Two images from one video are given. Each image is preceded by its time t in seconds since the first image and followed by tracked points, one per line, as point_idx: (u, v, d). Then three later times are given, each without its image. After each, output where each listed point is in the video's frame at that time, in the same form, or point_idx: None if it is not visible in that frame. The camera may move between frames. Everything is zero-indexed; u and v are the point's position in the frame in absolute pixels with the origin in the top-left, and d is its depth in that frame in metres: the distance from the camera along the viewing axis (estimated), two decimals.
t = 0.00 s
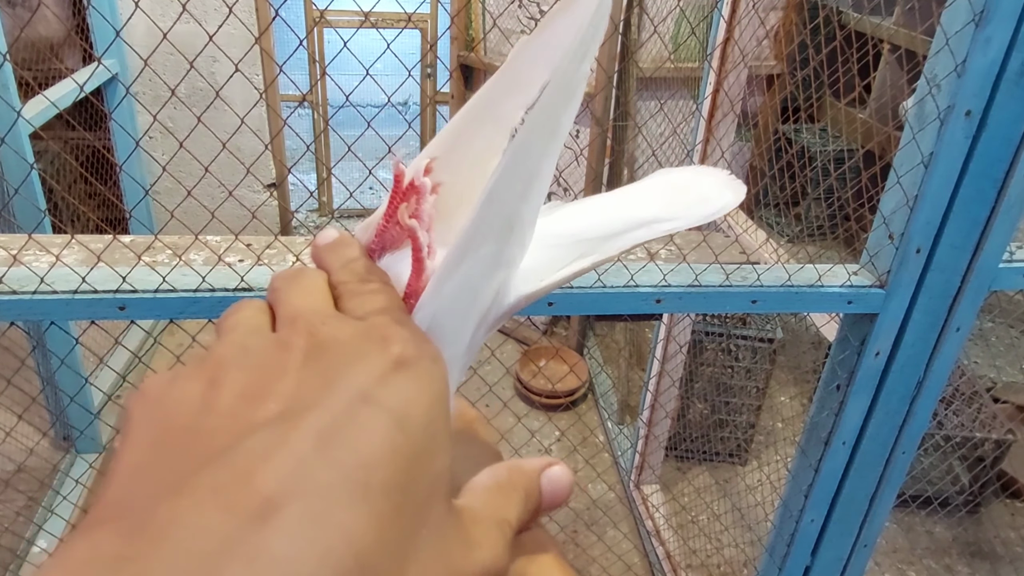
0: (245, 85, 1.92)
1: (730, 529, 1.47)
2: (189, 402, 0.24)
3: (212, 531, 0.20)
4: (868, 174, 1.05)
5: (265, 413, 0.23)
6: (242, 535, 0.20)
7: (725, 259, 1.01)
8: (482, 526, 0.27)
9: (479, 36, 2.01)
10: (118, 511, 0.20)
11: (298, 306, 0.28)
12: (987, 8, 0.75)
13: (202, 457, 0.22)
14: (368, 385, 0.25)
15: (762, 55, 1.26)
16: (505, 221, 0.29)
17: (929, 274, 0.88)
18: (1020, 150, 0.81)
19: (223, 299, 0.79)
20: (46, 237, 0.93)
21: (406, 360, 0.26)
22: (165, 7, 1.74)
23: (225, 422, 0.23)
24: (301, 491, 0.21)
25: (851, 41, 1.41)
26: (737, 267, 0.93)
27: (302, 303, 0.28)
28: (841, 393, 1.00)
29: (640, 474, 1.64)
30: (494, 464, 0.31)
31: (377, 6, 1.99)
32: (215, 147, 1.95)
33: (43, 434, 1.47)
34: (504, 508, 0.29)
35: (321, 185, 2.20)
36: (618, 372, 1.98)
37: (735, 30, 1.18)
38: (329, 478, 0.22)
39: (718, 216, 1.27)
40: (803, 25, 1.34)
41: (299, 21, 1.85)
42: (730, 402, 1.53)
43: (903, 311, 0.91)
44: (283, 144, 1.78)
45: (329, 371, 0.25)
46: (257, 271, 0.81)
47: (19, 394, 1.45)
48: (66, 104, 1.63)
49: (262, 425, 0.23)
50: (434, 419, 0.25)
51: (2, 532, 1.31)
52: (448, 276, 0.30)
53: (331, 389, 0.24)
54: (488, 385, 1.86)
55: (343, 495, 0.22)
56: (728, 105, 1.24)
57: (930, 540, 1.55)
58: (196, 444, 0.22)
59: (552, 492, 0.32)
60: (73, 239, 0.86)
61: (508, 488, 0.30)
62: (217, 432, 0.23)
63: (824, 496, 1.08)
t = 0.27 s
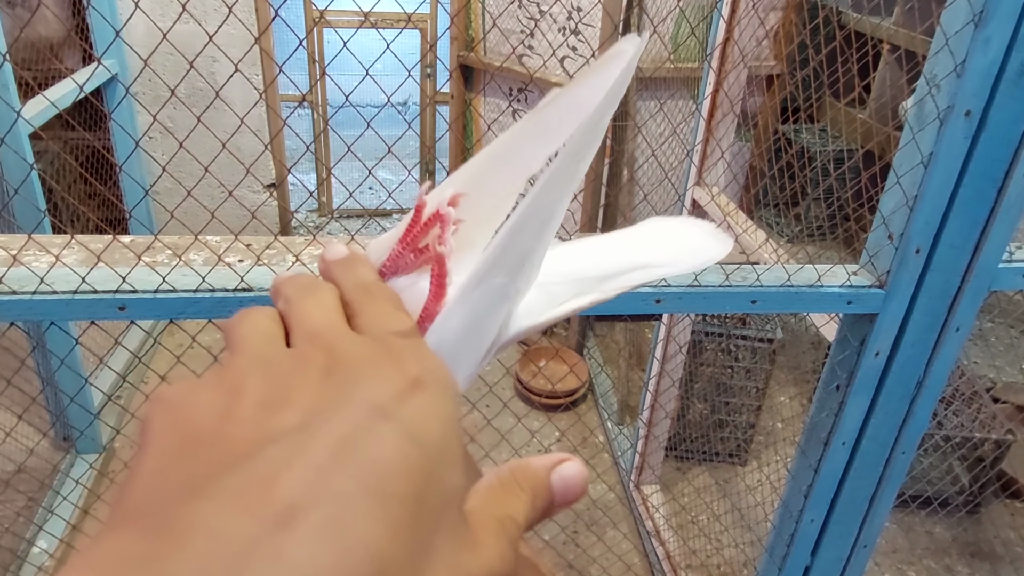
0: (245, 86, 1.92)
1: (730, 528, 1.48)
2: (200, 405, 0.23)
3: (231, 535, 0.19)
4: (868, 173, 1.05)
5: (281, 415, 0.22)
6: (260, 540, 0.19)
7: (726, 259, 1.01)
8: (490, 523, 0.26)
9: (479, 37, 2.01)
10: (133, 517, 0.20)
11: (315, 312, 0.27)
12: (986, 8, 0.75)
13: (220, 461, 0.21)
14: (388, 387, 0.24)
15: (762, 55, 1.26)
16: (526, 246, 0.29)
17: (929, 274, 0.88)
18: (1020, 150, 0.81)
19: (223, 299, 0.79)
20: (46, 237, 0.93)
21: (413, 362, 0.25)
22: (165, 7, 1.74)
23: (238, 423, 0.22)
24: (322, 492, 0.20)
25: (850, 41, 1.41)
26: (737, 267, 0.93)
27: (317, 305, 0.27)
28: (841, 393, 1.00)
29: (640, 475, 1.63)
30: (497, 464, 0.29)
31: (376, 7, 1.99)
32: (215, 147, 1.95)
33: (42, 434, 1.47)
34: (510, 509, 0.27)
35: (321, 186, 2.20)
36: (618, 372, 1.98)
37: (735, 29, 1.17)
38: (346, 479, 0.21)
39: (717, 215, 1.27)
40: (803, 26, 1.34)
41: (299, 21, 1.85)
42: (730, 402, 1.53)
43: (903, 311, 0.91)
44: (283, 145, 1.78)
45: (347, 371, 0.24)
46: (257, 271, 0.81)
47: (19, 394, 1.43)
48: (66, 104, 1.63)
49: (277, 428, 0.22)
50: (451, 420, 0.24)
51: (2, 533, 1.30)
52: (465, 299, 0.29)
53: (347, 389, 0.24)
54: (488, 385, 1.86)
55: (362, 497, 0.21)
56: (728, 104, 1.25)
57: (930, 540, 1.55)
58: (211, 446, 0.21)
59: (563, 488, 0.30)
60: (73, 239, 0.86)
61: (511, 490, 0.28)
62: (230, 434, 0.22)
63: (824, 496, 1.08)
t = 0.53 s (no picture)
0: (245, 85, 1.92)
1: (730, 528, 1.49)
2: (186, 404, 0.24)
3: (214, 523, 0.20)
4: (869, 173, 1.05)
5: (262, 414, 0.23)
6: (245, 527, 0.20)
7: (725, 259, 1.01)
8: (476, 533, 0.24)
9: (479, 37, 2.01)
10: (120, 506, 0.21)
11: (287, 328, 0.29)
12: (986, 8, 0.75)
13: (200, 455, 0.22)
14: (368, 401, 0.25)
15: (762, 55, 1.26)
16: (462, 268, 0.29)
17: (929, 274, 0.88)
18: (1020, 150, 0.81)
19: (223, 300, 0.79)
20: (46, 238, 0.93)
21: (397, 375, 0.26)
22: (165, 7, 1.74)
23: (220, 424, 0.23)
24: (303, 487, 0.21)
25: (850, 41, 1.42)
26: (737, 267, 0.93)
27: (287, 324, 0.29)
28: (841, 393, 1.00)
29: (640, 475, 1.63)
30: (479, 476, 0.27)
31: (377, 6, 1.99)
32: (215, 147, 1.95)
33: (42, 434, 1.47)
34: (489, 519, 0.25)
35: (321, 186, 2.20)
36: (618, 373, 1.98)
37: (735, 30, 1.18)
38: (328, 474, 0.22)
39: (717, 215, 1.27)
40: (803, 26, 1.34)
41: (299, 21, 1.86)
42: (730, 402, 1.53)
43: (903, 311, 0.91)
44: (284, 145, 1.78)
45: (325, 384, 0.25)
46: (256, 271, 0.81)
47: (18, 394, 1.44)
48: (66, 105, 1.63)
49: (257, 427, 0.23)
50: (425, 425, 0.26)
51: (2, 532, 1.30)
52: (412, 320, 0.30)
53: (327, 399, 0.25)
54: (488, 386, 1.86)
55: (342, 489, 0.22)
56: (728, 105, 1.25)
57: (929, 540, 1.55)
58: (193, 440, 0.22)
59: (548, 503, 0.27)
60: (73, 240, 0.86)
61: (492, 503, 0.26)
62: (213, 430, 0.23)
63: (824, 496, 1.08)
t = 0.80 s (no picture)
0: (245, 86, 1.92)
1: (730, 529, 1.48)
2: (152, 354, 0.23)
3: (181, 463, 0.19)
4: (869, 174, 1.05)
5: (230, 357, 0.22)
6: (211, 463, 0.19)
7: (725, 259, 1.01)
8: (458, 468, 0.27)
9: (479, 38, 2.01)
10: (83, 459, 0.20)
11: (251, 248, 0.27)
12: (986, 9, 0.75)
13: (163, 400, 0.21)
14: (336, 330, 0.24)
15: (761, 56, 1.26)
16: (435, 199, 0.28)
17: (929, 275, 0.88)
18: (1020, 150, 0.81)
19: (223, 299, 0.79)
20: (45, 238, 0.93)
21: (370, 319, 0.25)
22: (165, 7, 1.74)
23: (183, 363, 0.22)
24: (268, 418, 0.21)
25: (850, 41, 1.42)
26: (737, 267, 0.93)
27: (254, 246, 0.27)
28: (841, 394, 1.00)
29: (640, 475, 1.63)
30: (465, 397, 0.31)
31: (377, 7, 1.99)
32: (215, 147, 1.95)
33: (42, 434, 1.47)
34: (475, 437, 0.29)
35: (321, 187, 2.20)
36: (618, 373, 1.98)
37: (734, 30, 1.18)
38: (296, 408, 0.21)
39: (717, 216, 1.27)
40: (802, 26, 1.34)
41: (299, 22, 1.86)
42: (730, 402, 1.52)
43: (903, 311, 0.91)
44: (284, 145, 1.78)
45: (292, 310, 0.24)
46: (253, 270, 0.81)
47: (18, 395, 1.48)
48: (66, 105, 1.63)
49: (227, 366, 0.22)
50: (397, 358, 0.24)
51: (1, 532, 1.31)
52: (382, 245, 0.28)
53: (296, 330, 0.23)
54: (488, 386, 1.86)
55: (314, 422, 0.21)
56: (728, 105, 1.25)
57: (929, 540, 1.55)
58: (157, 388, 0.21)
59: (532, 409, 0.31)
60: (72, 240, 0.87)
61: (477, 418, 0.30)
62: (179, 373, 0.22)
63: (824, 496, 1.08)
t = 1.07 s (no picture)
0: (245, 86, 1.92)
1: (730, 529, 1.48)
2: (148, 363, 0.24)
3: (179, 487, 0.21)
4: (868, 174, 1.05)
5: (219, 373, 0.24)
6: (209, 483, 0.21)
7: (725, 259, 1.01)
8: (452, 456, 0.28)
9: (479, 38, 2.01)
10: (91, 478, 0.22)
11: (241, 245, 0.27)
12: (986, 9, 0.75)
13: (161, 421, 0.22)
14: (319, 338, 0.25)
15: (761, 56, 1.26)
16: (423, 176, 0.29)
17: (929, 274, 0.88)
18: (1020, 150, 0.81)
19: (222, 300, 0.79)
20: (45, 238, 0.93)
21: (357, 320, 0.26)
22: (165, 7, 1.74)
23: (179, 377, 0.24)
24: (259, 437, 0.22)
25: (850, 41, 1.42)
26: (737, 267, 0.93)
27: (244, 243, 0.27)
28: (841, 393, 1.00)
29: (640, 475, 1.64)
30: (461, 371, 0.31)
31: (376, 7, 1.99)
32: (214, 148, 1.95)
33: (43, 435, 1.47)
34: (471, 417, 0.30)
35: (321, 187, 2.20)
36: (618, 373, 1.98)
37: (734, 30, 1.19)
38: (286, 423, 0.23)
39: (717, 216, 1.27)
40: (802, 26, 1.34)
41: (299, 22, 1.86)
42: (730, 403, 1.53)
43: (903, 311, 0.91)
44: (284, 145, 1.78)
45: (281, 322, 0.25)
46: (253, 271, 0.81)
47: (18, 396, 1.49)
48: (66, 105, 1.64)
49: (219, 382, 0.23)
50: (381, 364, 0.26)
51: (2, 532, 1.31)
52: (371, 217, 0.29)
53: (282, 342, 0.25)
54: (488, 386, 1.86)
55: (303, 435, 0.23)
56: (728, 105, 1.26)
57: (929, 540, 1.55)
58: (154, 402, 0.23)
59: (526, 374, 0.31)
60: (72, 240, 0.87)
61: (474, 395, 0.30)
62: (175, 387, 0.23)
63: (824, 496, 1.08)
